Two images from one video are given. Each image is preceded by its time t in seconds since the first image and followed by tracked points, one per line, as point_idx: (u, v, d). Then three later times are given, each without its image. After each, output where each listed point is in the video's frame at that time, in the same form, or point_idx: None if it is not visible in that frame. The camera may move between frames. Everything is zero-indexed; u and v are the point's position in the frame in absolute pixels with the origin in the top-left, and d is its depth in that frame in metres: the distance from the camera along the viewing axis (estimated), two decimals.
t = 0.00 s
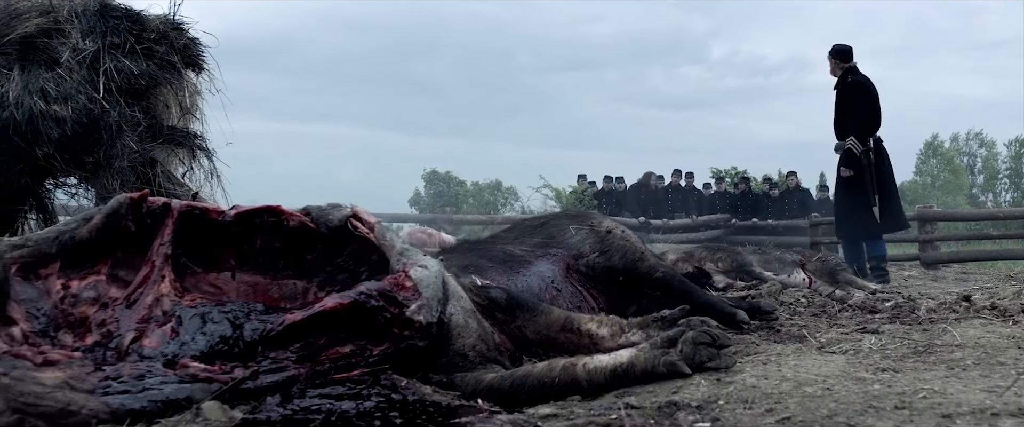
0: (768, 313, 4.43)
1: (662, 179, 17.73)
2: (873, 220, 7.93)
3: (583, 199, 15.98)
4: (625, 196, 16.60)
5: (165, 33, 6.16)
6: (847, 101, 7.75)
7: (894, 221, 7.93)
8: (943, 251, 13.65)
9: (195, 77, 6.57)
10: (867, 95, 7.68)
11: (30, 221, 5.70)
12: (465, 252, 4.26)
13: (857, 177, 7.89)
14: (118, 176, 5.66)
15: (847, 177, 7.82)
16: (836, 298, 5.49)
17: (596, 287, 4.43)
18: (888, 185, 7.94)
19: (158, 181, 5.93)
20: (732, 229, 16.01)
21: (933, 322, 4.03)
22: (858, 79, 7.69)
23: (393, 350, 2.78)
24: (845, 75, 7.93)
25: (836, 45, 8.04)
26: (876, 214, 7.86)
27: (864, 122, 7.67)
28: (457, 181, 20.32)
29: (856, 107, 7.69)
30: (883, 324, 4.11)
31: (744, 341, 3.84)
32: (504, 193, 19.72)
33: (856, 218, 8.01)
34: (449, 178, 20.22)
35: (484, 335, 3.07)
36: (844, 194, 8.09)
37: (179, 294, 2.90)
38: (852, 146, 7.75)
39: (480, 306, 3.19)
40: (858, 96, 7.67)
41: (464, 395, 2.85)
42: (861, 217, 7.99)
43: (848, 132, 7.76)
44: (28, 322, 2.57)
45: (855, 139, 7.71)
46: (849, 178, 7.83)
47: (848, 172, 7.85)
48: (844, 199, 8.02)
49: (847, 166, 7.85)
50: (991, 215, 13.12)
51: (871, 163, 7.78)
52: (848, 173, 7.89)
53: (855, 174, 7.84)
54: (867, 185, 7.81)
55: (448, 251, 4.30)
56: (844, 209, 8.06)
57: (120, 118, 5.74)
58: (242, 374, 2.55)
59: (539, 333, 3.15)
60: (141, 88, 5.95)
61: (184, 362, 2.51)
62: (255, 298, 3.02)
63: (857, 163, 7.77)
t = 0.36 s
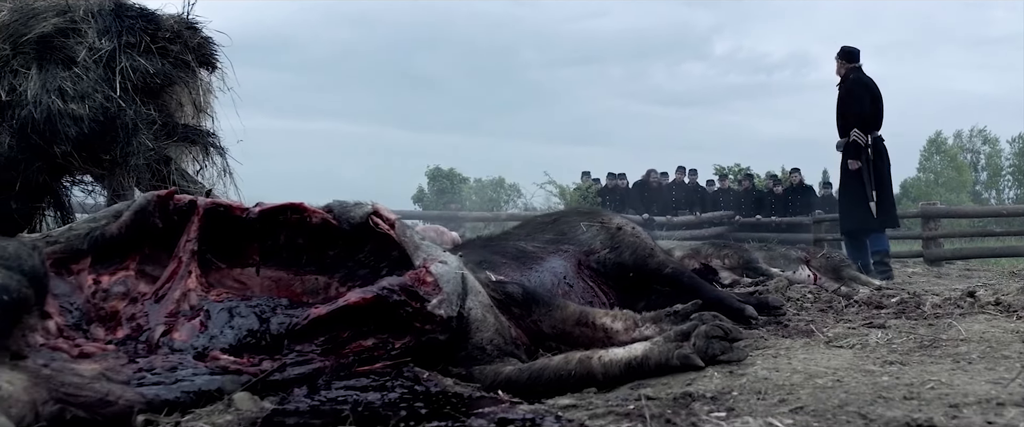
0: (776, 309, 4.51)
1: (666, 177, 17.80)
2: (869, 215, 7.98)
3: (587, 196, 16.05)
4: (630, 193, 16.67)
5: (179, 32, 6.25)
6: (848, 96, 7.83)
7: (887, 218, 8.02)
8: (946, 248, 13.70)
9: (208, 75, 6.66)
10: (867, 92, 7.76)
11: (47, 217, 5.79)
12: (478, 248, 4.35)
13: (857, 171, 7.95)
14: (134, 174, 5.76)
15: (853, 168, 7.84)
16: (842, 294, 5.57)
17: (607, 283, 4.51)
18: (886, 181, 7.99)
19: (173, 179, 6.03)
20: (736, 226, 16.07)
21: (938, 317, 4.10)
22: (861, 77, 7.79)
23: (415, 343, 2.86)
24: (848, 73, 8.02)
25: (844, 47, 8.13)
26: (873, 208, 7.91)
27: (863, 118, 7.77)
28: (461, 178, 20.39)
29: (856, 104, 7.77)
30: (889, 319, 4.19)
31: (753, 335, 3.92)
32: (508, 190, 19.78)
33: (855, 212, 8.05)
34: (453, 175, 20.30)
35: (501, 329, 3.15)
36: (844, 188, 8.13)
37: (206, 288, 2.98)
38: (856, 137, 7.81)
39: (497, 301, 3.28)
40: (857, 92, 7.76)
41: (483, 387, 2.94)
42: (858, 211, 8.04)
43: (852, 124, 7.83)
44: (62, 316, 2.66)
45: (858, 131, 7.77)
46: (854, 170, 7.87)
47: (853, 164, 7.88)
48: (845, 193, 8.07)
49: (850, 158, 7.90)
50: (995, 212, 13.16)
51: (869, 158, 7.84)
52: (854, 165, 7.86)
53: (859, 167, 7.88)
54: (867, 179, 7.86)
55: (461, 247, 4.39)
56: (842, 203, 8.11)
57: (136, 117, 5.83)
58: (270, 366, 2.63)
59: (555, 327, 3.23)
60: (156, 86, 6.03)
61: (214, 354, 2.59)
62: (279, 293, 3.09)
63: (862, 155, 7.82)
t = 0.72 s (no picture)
0: (781, 304, 4.59)
1: (668, 173, 17.85)
2: (868, 210, 8.03)
3: (589, 193, 16.09)
4: (632, 190, 16.72)
5: (190, 31, 6.33)
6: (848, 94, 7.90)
7: (885, 212, 8.04)
8: (947, 244, 13.76)
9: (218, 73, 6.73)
10: (866, 89, 7.84)
11: (61, 213, 5.86)
12: (489, 243, 4.44)
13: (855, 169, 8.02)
14: (147, 171, 5.84)
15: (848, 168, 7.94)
16: (845, 289, 5.64)
17: (615, 279, 4.59)
18: (886, 176, 8.02)
19: (184, 176, 6.10)
20: (738, 223, 16.14)
21: (940, 312, 4.18)
22: (862, 75, 7.88)
23: (433, 336, 2.94)
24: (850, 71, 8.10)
25: (847, 46, 8.21)
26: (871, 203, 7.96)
27: (862, 116, 7.83)
28: (463, 174, 20.44)
29: (856, 101, 7.84)
30: (892, 314, 4.26)
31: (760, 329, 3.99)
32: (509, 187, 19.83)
33: (855, 209, 8.12)
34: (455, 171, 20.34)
35: (515, 323, 3.23)
36: (844, 186, 8.20)
37: (228, 283, 3.06)
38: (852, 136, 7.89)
39: (511, 296, 3.35)
40: (857, 90, 7.83)
41: (498, 379, 3.01)
42: (858, 207, 8.11)
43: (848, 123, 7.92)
44: (90, 309, 2.73)
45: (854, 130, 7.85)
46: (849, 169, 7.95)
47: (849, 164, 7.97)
48: (844, 191, 8.16)
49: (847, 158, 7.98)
50: (996, 208, 13.22)
51: (866, 154, 7.86)
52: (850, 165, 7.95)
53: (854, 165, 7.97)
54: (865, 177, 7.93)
55: (472, 242, 4.48)
56: (843, 199, 8.21)
57: (148, 114, 5.90)
58: (293, 359, 2.71)
59: (567, 321, 3.31)
60: (167, 84, 6.10)
61: (239, 347, 2.66)
62: (299, 288, 3.18)
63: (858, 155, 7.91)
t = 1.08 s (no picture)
0: (799, 295, 5.61)
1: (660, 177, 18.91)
2: (858, 218, 9.10)
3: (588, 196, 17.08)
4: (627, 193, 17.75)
5: (278, 57, 7.25)
6: (844, 111, 8.93)
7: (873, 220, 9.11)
8: (921, 245, 14.94)
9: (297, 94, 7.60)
10: (860, 107, 8.89)
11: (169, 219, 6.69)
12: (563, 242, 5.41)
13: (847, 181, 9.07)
14: (242, 181, 6.77)
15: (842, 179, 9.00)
16: (844, 283, 6.67)
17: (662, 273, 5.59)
18: (873, 187, 9.12)
19: (271, 186, 7.02)
20: (727, 225, 17.23)
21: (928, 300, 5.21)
22: (855, 93, 8.92)
23: (558, 315, 3.91)
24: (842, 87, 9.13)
25: (830, 60, 9.21)
26: (862, 212, 9.04)
27: (856, 132, 8.90)
28: (463, 177, 21.34)
29: (852, 117, 8.89)
30: (889, 302, 5.29)
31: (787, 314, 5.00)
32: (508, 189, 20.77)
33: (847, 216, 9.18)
34: (455, 174, 21.22)
35: (611, 306, 4.21)
36: (836, 195, 9.25)
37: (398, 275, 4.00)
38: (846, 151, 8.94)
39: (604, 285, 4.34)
40: (852, 108, 8.88)
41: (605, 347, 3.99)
42: (849, 215, 9.18)
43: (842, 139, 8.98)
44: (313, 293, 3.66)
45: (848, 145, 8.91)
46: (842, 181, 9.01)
47: (843, 176, 9.02)
48: (837, 200, 9.21)
49: (841, 171, 9.03)
50: (965, 211, 14.42)
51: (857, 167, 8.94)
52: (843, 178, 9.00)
53: (849, 180, 9.02)
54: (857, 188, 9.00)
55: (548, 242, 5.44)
56: (835, 207, 9.26)
57: (246, 132, 6.78)
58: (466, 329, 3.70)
59: (649, 305, 4.30)
60: (260, 105, 6.98)
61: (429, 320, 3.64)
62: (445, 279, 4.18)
63: (850, 168, 8.98)
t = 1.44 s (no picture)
0: (799, 295, 5.61)
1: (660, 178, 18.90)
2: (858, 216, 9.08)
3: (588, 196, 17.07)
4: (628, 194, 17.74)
5: (277, 57, 7.25)
6: (839, 108, 8.93)
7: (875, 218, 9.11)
8: (921, 245, 14.94)
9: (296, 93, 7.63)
10: (854, 103, 8.90)
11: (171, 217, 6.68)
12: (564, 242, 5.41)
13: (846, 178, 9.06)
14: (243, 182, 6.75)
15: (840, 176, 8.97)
16: (846, 283, 6.67)
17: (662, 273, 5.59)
18: (871, 185, 9.12)
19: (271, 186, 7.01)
20: (727, 225, 17.23)
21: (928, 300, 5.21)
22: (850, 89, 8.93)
23: (559, 315, 3.91)
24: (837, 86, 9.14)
25: (828, 62, 9.29)
26: (862, 210, 9.02)
27: (851, 128, 8.89)
28: (462, 177, 21.32)
29: (847, 114, 8.89)
30: (889, 302, 5.30)
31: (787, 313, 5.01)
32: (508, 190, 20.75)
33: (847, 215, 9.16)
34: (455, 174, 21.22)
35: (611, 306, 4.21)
36: (835, 193, 9.23)
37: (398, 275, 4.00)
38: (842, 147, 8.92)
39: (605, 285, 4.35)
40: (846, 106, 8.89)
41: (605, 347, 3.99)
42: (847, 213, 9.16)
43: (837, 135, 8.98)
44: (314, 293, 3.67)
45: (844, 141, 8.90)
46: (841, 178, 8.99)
47: (840, 172, 9.00)
48: (836, 198, 9.19)
49: (840, 168, 9.00)
50: (966, 211, 14.42)
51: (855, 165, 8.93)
52: (840, 174, 8.98)
53: (846, 176, 9.00)
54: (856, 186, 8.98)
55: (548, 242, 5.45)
56: (834, 206, 9.24)
57: (246, 131, 6.79)
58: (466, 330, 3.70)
59: (650, 305, 4.30)
60: (260, 105, 6.98)
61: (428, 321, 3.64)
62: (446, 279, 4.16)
63: (847, 165, 8.94)
